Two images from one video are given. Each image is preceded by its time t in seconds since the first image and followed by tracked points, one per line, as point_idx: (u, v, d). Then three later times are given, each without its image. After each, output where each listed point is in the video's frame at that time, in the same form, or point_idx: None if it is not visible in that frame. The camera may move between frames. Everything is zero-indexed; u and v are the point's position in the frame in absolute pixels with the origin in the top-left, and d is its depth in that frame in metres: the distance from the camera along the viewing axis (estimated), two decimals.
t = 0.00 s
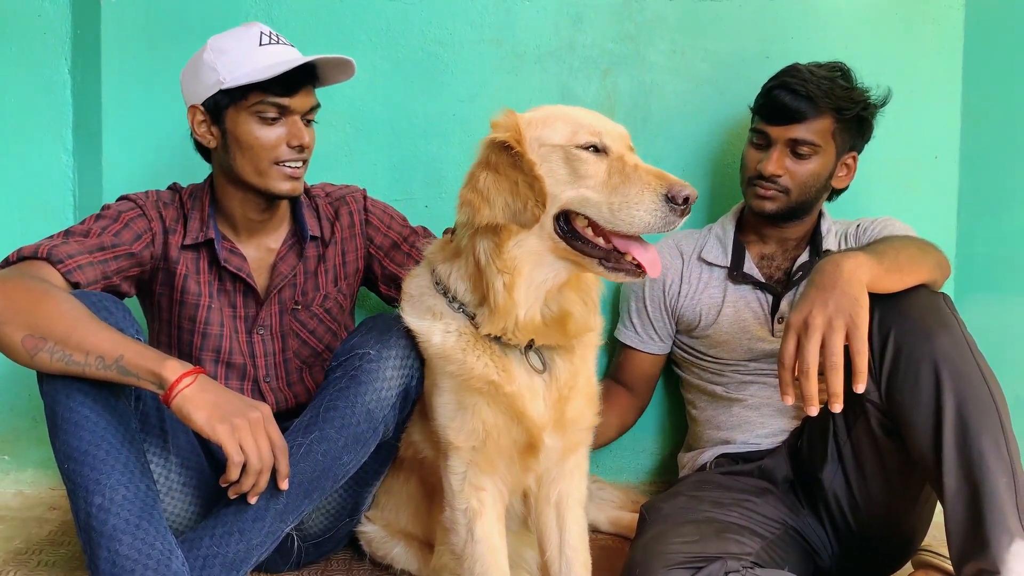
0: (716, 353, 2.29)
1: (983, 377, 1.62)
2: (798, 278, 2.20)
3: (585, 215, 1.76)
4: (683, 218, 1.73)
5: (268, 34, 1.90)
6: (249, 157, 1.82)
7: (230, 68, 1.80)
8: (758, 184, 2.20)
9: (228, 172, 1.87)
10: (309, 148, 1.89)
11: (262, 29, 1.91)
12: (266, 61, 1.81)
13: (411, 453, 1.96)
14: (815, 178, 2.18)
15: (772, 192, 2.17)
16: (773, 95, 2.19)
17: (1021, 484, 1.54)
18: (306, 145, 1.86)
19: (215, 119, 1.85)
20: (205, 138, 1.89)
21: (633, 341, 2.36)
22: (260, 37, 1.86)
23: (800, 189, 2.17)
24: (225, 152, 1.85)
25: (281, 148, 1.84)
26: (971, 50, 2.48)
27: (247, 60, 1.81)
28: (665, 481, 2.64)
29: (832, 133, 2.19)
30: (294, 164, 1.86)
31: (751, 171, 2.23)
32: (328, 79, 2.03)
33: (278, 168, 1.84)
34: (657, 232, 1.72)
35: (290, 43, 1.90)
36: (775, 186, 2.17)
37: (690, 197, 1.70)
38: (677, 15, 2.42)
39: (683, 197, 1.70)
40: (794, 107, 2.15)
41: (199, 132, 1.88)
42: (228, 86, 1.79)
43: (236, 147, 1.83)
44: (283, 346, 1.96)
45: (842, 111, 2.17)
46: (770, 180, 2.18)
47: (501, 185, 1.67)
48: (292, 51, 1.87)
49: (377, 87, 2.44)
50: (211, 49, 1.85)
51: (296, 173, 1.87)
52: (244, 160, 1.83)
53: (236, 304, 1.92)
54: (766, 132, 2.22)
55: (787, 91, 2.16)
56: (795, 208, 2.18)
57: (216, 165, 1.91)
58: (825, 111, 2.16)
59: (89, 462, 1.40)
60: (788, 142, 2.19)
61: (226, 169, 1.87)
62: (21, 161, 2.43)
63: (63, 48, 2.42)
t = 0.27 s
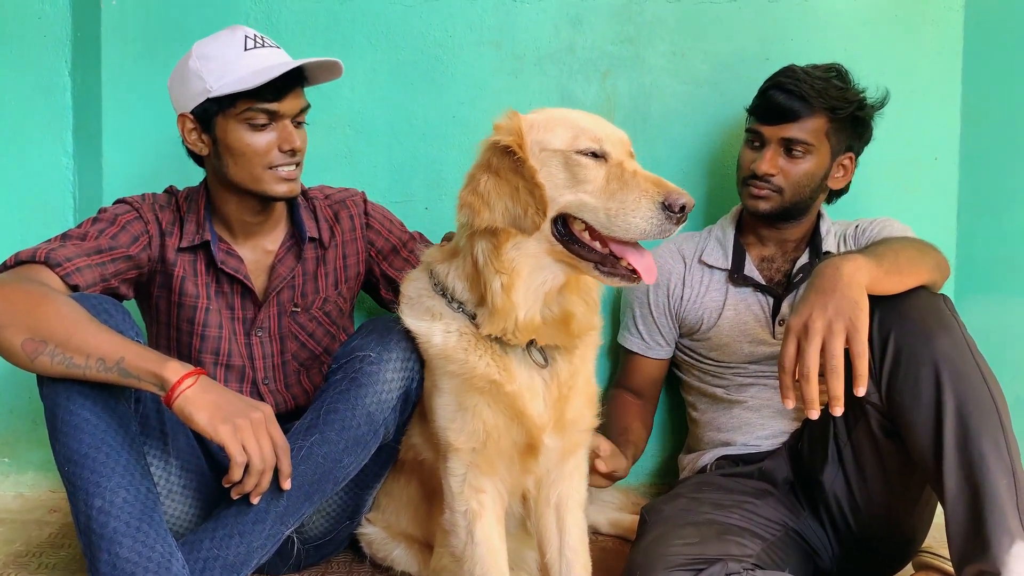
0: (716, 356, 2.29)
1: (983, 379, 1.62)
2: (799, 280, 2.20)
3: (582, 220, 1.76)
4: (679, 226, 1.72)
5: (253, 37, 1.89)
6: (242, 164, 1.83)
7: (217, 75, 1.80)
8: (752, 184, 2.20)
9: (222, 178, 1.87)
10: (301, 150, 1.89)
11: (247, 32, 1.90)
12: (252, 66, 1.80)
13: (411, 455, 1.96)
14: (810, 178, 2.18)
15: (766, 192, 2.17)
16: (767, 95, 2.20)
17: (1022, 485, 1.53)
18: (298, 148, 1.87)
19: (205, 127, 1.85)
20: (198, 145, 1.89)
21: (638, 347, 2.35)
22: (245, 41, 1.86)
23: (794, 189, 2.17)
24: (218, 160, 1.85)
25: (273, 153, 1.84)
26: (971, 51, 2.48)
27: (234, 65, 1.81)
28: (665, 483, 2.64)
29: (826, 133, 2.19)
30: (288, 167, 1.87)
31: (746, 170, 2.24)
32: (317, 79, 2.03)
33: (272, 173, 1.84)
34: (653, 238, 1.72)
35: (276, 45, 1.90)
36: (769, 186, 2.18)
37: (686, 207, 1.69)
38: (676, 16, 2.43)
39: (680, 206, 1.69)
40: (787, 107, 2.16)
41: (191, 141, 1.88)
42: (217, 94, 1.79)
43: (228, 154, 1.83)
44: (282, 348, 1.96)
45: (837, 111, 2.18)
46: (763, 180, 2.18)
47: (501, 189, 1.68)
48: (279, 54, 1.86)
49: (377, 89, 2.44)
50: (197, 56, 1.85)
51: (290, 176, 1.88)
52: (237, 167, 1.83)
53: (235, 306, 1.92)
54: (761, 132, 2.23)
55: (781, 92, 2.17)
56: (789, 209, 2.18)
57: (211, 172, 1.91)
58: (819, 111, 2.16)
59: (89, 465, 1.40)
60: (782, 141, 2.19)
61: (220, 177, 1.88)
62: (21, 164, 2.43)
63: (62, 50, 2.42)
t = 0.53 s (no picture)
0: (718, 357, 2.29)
1: (984, 379, 1.62)
2: (800, 281, 2.20)
3: (576, 225, 1.77)
4: (672, 235, 1.73)
5: (243, 40, 1.89)
6: (237, 169, 1.82)
7: (207, 81, 1.80)
8: (753, 183, 2.20)
9: (218, 183, 1.87)
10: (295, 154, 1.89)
11: (237, 35, 1.90)
12: (241, 71, 1.80)
13: (411, 455, 1.97)
14: (810, 178, 2.18)
15: (766, 191, 2.17)
16: (769, 95, 2.20)
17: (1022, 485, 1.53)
18: (291, 152, 1.86)
19: (198, 131, 1.85)
20: (193, 150, 1.89)
21: (636, 341, 2.31)
22: (234, 44, 1.85)
23: (794, 189, 2.17)
24: (213, 166, 1.85)
25: (267, 159, 1.84)
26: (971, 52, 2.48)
27: (224, 71, 1.81)
28: (666, 483, 2.64)
29: (827, 133, 2.20)
30: (283, 172, 1.87)
31: (747, 170, 2.24)
32: (308, 79, 2.02)
33: (267, 179, 1.84)
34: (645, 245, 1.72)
35: (266, 47, 1.90)
36: (770, 185, 2.17)
37: (680, 215, 1.69)
38: (676, 17, 2.43)
39: (673, 215, 1.69)
40: (789, 106, 2.16)
41: (185, 145, 1.88)
42: (207, 100, 1.79)
43: (223, 160, 1.83)
44: (282, 349, 1.96)
45: (838, 111, 2.17)
46: (764, 179, 2.18)
47: (497, 196, 1.68)
48: (267, 58, 1.86)
49: (377, 90, 2.45)
50: (188, 62, 1.85)
51: (285, 181, 1.88)
52: (232, 173, 1.83)
53: (234, 306, 1.93)
54: (762, 131, 2.23)
55: (782, 91, 2.17)
56: (789, 208, 2.18)
57: (207, 177, 1.91)
58: (821, 110, 2.16)
59: (90, 465, 1.40)
60: (783, 140, 2.19)
61: (216, 182, 1.88)
62: (22, 165, 2.43)
63: (63, 50, 2.42)
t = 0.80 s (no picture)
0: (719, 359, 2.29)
1: (983, 380, 1.62)
2: (800, 283, 2.20)
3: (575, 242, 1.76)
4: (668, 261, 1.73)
5: (228, 43, 1.86)
6: (223, 175, 1.82)
7: (188, 87, 1.79)
8: (757, 182, 2.20)
9: (208, 188, 1.88)
10: (280, 156, 1.87)
11: (222, 37, 1.87)
12: (222, 76, 1.78)
13: (411, 457, 1.97)
14: (814, 179, 2.19)
15: (769, 190, 2.17)
16: (775, 94, 2.19)
17: (1022, 486, 1.54)
18: (275, 155, 1.84)
19: (185, 136, 1.85)
20: (182, 154, 1.90)
21: (632, 339, 2.32)
22: (218, 48, 1.83)
23: (798, 190, 2.17)
24: (201, 171, 1.86)
25: (252, 164, 1.82)
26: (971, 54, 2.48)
27: (205, 76, 1.79)
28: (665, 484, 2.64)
29: (832, 134, 2.20)
30: (269, 176, 1.85)
31: (750, 169, 2.23)
32: (291, 81, 2.00)
33: (257, 184, 1.83)
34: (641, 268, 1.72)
35: (251, 50, 1.87)
36: (774, 185, 2.17)
37: (677, 244, 1.68)
38: (676, 18, 2.43)
39: (671, 244, 1.68)
40: (795, 106, 2.16)
41: (174, 150, 1.89)
42: (189, 106, 1.78)
43: (209, 165, 1.83)
44: (280, 350, 1.96)
45: (844, 112, 2.17)
46: (768, 178, 2.18)
47: (501, 208, 1.66)
48: (250, 61, 1.83)
49: (377, 91, 2.45)
50: (172, 66, 1.84)
51: (276, 183, 1.87)
52: (218, 179, 1.83)
53: (232, 308, 1.93)
54: (767, 130, 2.22)
55: (789, 91, 2.17)
56: (793, 209, 2.18)
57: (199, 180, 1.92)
58: (827, 111, 2.17)
59: (90, 466, 1.40)
60: (788, 140, 2.20)
61: (206, 187, 1.88)
62: (22, 165, 2.43)
63: (62, 50, 2.41)
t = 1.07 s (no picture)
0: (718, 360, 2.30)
1: (983, 379, 1.62)
2: (800, 282, 2.20)
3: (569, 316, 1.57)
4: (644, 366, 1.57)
5: (218, 38, 1.84)
6: (197, 168, 1.83)
7: (172, 79, 1.81)
8: (756, 180, 2.20)
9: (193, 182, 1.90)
10: (251, 152, 1.82)
11: (216, 32, 1.86)
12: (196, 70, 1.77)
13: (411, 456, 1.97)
14: (814, 176, 2.19)
15: (768, 188, 2.17)
16: (774, 92, 2.19)
17: (1021, 484, 1.54)
18: (242, 151, 1.80)
19: (173, 130, 1.88)
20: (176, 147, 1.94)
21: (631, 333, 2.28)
22: (205, 43, 1.82)
23: (797, 187, 2.18)
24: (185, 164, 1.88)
25: (220, 158, 1.80)
26: (971, 52, 2.48)
27: (184, 69, 1.79)
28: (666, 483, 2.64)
29: (831, 132, 2.21)
30: (236, 172, 1.82)
31: (749, 167, 2.23)
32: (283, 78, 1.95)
33: (224, 179, 1.81)
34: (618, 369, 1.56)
35: (238, 46, 1.83)
36: (773, 182, 2.18)
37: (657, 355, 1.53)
38: (676, 17, 2.42)
39: (652, 352, 1.53)
40: (794, 104, 2.16)
41: (168, 143, 1.93)
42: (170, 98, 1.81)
43: (188, 158, 1.85)
44: (283, 345, 1.96)
45: (842, 109, 2.18)
46: (767, 176, 2.18)
47: (524, 252, 1.48)
48: (230, 53, 1.80)
49: (376, 90, 2.45)
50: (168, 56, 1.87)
51: (244, 180, 1.84)
52: (195, 172, 1.84)
53: (234, 305, 1.93)
54: (766, 128, 2.22)
55: (788, 89, 2.17)
56: (793, 206, 2.18)
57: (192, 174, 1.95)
58: (825, 108, 2.17)
59: (90, 466, 1.40)
60: (787, 138, 2.20)
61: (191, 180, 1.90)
62: (22, 165, 2.43)
63: (62, 50, 2.41)
